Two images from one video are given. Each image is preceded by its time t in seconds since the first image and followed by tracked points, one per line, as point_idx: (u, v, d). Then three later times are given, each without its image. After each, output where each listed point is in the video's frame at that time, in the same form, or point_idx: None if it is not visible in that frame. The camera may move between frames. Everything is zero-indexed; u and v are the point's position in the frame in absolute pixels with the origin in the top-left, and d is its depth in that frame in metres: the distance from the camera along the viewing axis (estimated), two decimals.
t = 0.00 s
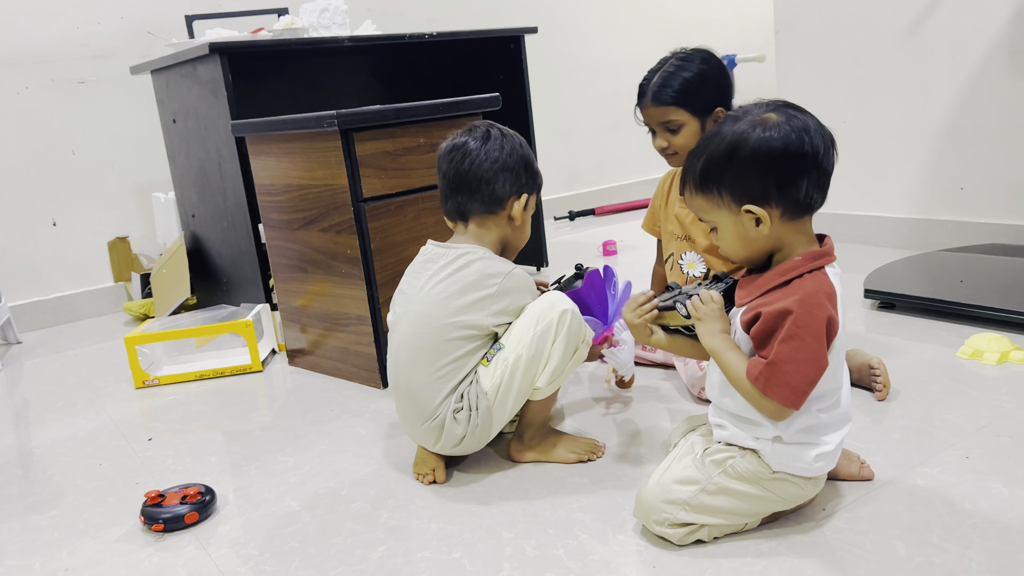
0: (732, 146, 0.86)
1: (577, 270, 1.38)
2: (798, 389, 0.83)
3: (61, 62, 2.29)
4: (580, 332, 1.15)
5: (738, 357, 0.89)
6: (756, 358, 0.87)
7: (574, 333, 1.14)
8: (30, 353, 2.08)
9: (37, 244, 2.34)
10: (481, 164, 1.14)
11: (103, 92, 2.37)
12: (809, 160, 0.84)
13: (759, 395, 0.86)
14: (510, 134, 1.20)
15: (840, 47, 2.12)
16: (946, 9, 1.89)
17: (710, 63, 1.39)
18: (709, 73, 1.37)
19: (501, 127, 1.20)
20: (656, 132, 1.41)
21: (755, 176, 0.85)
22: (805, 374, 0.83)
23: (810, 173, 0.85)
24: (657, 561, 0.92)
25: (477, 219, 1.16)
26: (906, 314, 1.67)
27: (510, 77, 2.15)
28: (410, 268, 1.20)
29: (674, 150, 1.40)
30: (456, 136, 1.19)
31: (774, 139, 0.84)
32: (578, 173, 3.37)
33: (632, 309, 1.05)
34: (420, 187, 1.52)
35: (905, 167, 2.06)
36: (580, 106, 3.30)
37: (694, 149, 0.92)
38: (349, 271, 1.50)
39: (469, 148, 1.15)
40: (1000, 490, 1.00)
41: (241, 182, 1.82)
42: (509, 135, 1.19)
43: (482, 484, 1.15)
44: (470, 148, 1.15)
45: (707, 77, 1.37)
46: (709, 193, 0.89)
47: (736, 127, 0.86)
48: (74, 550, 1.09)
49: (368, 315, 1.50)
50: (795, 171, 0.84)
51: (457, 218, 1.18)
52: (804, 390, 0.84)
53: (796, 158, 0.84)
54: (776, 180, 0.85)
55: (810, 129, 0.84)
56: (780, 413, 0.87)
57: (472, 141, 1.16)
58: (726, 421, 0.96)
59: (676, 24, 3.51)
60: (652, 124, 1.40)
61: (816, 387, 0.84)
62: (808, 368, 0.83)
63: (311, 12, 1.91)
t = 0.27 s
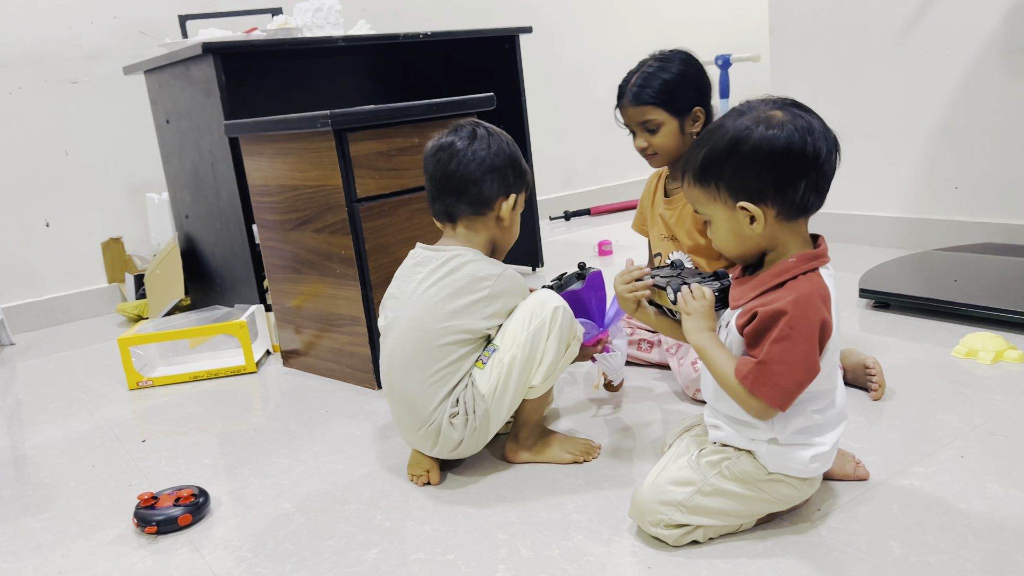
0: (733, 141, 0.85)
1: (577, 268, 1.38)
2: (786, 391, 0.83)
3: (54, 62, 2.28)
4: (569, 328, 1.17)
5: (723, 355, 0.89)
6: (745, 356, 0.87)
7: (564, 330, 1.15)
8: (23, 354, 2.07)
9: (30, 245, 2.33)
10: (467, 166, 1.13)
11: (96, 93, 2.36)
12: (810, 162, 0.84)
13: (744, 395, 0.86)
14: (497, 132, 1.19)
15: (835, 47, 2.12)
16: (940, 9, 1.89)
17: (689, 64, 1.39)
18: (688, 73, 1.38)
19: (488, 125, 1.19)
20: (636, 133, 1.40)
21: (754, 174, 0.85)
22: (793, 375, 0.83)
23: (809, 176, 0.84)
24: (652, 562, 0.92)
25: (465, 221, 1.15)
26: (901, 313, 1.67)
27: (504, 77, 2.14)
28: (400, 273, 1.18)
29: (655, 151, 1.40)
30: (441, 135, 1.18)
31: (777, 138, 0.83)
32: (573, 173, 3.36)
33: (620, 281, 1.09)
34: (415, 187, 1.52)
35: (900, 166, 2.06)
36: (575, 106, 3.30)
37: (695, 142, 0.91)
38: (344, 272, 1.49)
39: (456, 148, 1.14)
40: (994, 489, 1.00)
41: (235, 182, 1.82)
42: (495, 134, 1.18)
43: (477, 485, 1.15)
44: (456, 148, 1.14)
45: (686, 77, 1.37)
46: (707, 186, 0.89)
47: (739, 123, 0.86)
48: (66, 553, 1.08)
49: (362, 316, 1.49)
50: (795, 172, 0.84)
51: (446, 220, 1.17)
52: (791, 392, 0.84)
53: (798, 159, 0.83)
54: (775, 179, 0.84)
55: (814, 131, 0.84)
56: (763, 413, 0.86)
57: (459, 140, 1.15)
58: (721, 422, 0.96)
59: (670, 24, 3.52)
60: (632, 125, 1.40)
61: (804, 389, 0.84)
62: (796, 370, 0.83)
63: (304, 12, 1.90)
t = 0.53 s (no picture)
0: (733, 137, 0.85)
1: (567, 266, 1.36)
2: (774, 389, 0.83)
3: (49, 61, 2.27)
4: (564, 327, 1.15)
5: (704, 354, 0.89)
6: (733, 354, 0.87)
7: (558, 330, 1.14)
8: (19, 354, 2.07)
9: (26, 244, 2.32)
10: (454, 165, 1.12)
11: (92, 92, 2.35)
12: (807, 166, 0.83)
13: (728, 392, 0.85)
14: (485, 127, 1.18)
15: (831, 46, 2.13)
16: (936, 8, 1.89)
17: (657, 69, 1.40)
18: (656, 78, 1.39)
19: (476, 121, 1.18)
20: (608, 141, 1.41)
21: (749, 172, 0.84)
22: (781, 373, 0.83)
23: (805, 180, 0.84)
24: (649, 559, 0.92)
25: (454, 221, 1.15)
26: (898, 311, 1.68)
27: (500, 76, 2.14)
28: (394, 271, 1.19)
29: (627, 157, 1.41)
30: (429, 132, 1.18)
31: (776, 138, 0.82)
32: (570, 172, 3.37)
33: (626, 274, 1.15)
34: (412, 186, 1.52)
35: (896, 165, 2.07)
36: (572, 105, 3.31)
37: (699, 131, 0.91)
38: (341, 270, 1.49)
39: (444, 147, 1.13)
40: (990, 486, 1.01)
41: (231, 181, 1.81)
42: (483, 130, 1.17)
43: (475, 483, 1.15)
44: (444, 147, 1.14)
45: (655, 82, 1.38)
46: (703, 179, 0.89)
47: (741, 119, 0.85)
48: (64, 552, 1.08)
49: (359, 315, 1.49)
50: (791, 176, 0.83)
51: (437, 220, 1.17)
52: (779, 390, 0.83)
53: (795, 163, 0.83)
54: (770, 180, 0.84)
55: (815, 135, 0.83)
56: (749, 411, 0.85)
57: (446, 138, 1.15)
58: (717, 420, 0.96)
59: (667, 24, 3.52)
60: (603, 133, 1.41)
61: (792, 388, 0.84)
62: (784, 368, 0.83)
63: (301, 11, 1.90)
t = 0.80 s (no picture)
0: (734, 134, 0.85)
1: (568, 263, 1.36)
2: (779, 388, 0.83)
3: (46, 59, 2.27)
4: (558, 325, 1.15)
5: (705, 355, 0.89)
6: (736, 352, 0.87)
7: (552, 328, 1.14)
8: (16, 353, 2.06)
9: (22, 243, 2.32)
10: (450, 163, 1.12)
11: (89, 91, 2.35)
12: (811, 161, 0.83)
13: (731, 389, 0.85)
14: (479, 123, 1.18)
15: (828, 44, 2.13)
16: (933, 6, 1.89)
17: (622, 78, 1.40)
18: (622, 86, 1.39)
19: (472, 116, 1.18)
20: (578, 152, 1.41)
21: (749, 169, 0.85)
22: (786, 372, 0.83)
23: (806, 176, 0.84)
24: (648, 555, 0.92)
25: (451, 220, 1.15)
26: (895, 308, 1.68)
27: (497, 74, 2.14)
28: (390, 267, 1.19)
29: (598, 167, 1.41)
30: (424, 128, 1.17)
31: (775, 134, 0.82)
32: (567, 170, 3.37)
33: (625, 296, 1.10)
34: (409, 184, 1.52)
35: (893, 162, 2.07)
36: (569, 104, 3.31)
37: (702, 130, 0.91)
38: (339, 268, 1.49)
39: (440, 144, 1.13)
40: (988, 481, 1.01)
41: (229, 179, 1.81)
42: (478, 126, 1.17)
43: (473, 480, 1.15)
44: (441, 144, 1.13)
45: (623, 90, 1.39)
46: (706, 175, 0.89)
47: (741, 117, 0.85)
48: (61, 551, 1.08)
49: (357, 313, 1.49)
50: (792, 172, 0.83)
51: (434, 217, 1.18)
52: (784, 389, 0.84)
53: (795, 159, 0.82)
54: (771, 176, 0.84)
55: (817, 130, 0.82)
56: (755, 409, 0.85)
57: (442, 136, 1.14)
58: (717, 418, 0.96)
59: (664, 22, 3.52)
60: (572, 145, 1.40)
61: (797, 386, 0.84)
62: (788, 366, 0.83)
63: (298, 8, 1.90)
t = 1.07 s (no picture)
0: (737, 128, 0.85)
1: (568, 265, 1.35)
2: (781, 384, 0.83)
3: (42, 57, 2.26)
4: (553, 325, 1.14)
5: (694, 364, 0.89)
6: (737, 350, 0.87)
7: (546, 327, 1.13)
8: (13, 351, 2.06)
9: (19, 241, 2.31)
10: (450, 161, 1.12)
11: (85, 89, 2.34)
12: (812, 156, 0.83)
13: (734, 385, 0.85)
14: (485, 119, 1.17)
15: (826, 40, 2.13)
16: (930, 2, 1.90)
17: (598, 85, 1.40)
18: (599, 92, 1.39)
19: (477, 112, 1.17)
20: (560, 163, 1.40)
21: (751, 163, 0.85)
22: (786, 368, 0.83)
23: (808, 170, 0.83)
24: (647, 551, 0.92)
25: (451, 216, 1.15)
26: (892, 303, 1.68)
27: (495, 71, 2.13)
28: (390, 262, 1.19)
29: (582, 176, 1.40)
30: (429, 122, 1.16)
31: (777, 128, 0.82)
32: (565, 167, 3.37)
33: (630, 295, 1.20)
34: (407, 180, 1.52)
35: (890, 159, 2.07)
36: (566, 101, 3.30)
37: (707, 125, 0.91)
38: (337, 265, 1.49)
39: (442, 141, 1.12)
40: (987, 476, 1.01)
41: (226, 177, 1.81)
42: (483, 123, 1.16)
43: (472, 477, 1.15)
44: (444, 140, 1.13)
45: (600, 95, 1.39)
46: (709, 170, 0.90)
47: (744, 111, 0.85)
48: (60, 548, 1.08)
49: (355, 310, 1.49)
50: (793, 166, 0.83)
51: (434, 214, 1.18)
52: (784, 385, 0.84)
53: (796, 153, 0.82)
54: (772, 170, 0.84)
55: (818, 126, 0.82)
56: (754, 403, 0.85)
57: (446, 132, 1.13)
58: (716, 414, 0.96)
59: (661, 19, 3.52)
60: (554, 156, 1.40)
61: (797, 382, 0.84)
62: (788, 362, 0.83)
63: (295, 5, 1.89)
